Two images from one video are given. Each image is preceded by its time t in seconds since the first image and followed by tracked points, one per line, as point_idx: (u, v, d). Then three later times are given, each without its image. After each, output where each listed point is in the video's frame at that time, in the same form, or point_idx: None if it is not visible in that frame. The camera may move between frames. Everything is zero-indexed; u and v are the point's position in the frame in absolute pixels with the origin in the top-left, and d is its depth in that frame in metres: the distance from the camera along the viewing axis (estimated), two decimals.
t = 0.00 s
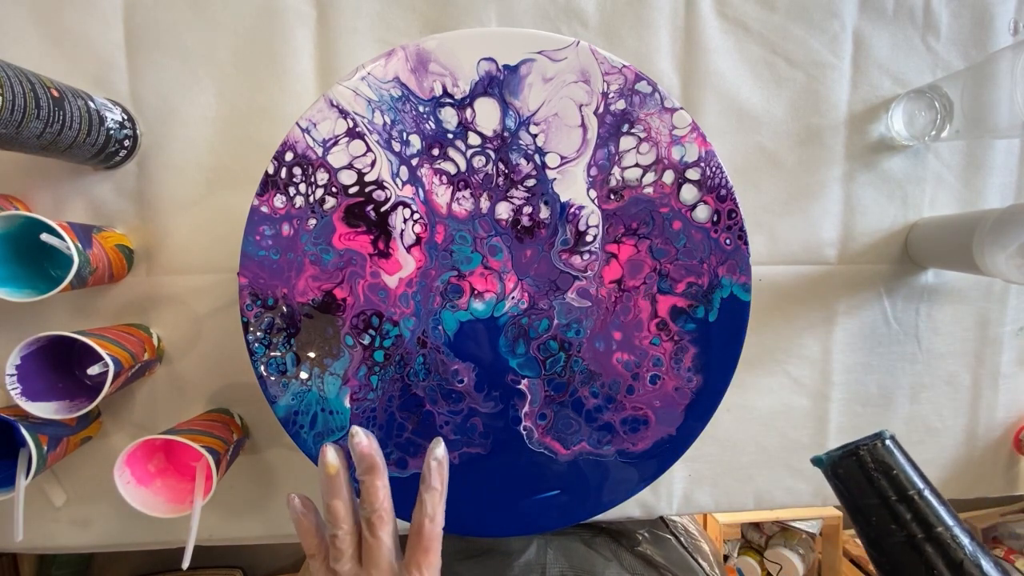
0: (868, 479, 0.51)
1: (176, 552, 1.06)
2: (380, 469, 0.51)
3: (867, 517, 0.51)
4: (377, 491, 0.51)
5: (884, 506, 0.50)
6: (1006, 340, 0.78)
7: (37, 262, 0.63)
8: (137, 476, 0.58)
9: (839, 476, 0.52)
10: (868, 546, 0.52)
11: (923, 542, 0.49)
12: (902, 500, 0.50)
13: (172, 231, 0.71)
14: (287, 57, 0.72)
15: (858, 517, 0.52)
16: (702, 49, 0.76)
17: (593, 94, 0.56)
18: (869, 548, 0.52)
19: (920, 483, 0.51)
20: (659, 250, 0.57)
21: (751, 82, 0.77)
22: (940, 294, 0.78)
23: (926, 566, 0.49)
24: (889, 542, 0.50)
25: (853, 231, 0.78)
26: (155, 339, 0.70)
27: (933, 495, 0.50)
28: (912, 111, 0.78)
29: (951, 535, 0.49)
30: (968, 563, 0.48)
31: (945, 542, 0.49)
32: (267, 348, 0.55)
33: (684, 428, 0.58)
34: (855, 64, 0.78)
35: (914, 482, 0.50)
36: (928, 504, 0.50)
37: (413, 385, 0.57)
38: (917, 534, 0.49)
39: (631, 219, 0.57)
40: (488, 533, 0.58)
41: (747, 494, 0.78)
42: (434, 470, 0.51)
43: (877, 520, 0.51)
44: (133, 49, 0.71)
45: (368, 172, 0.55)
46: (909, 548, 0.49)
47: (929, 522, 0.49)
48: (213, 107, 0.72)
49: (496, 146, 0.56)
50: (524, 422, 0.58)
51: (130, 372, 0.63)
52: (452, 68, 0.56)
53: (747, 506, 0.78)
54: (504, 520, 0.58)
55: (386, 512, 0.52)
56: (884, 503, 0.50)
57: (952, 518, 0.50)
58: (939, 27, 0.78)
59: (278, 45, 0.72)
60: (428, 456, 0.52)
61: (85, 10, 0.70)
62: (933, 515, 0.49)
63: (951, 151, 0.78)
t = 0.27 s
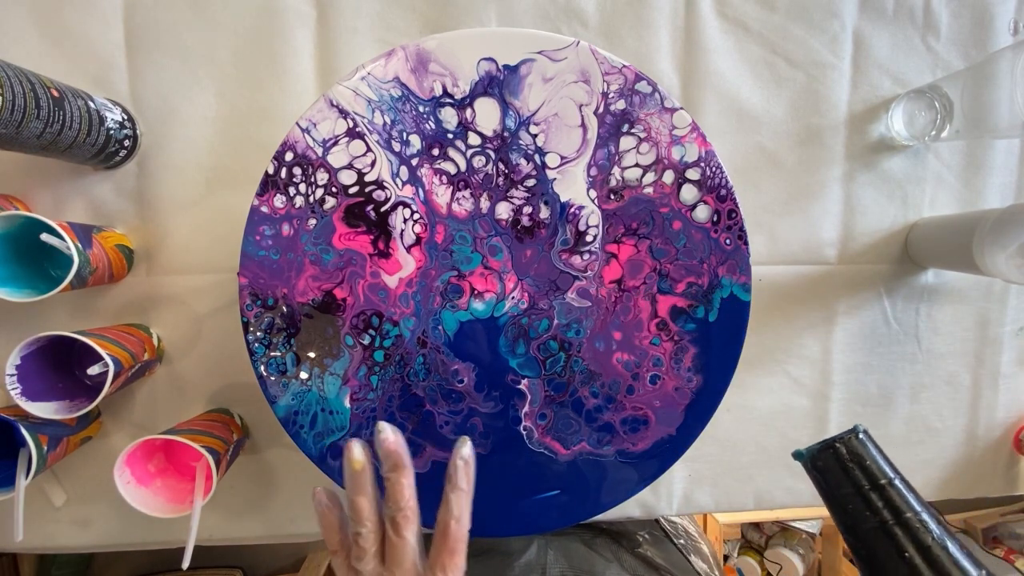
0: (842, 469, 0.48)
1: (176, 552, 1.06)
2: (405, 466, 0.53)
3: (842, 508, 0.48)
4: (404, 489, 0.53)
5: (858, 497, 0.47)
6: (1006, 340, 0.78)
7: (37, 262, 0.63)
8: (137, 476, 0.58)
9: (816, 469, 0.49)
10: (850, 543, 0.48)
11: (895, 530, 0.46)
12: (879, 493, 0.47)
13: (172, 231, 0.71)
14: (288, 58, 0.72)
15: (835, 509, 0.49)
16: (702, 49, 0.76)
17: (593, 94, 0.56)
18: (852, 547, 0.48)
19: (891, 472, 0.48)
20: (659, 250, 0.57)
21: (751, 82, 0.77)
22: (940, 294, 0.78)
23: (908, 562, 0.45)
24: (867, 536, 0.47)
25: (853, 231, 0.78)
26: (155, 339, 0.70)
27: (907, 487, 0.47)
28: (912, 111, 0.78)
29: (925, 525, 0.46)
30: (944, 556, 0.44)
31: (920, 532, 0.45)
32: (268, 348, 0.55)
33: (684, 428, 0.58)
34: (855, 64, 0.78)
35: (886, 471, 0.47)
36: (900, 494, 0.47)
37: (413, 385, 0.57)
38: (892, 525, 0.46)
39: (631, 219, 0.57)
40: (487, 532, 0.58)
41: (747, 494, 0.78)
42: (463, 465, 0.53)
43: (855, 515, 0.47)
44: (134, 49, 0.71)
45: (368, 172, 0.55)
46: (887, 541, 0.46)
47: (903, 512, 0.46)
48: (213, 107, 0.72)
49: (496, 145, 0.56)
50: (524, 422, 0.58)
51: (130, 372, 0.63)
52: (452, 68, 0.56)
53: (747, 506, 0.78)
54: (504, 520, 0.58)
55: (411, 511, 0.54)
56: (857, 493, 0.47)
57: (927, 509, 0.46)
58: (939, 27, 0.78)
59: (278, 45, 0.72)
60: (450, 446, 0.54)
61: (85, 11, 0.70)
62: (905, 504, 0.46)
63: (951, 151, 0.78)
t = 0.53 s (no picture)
0: (799, 439, 0.52)
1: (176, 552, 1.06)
2: (592, 460, 0.57)
3: (800, 475, 0.52)
4: (585, 477, 0.57)
5: (811, 462, 0.51)
6: (1006, 340, 0.78)
7: (37, 262, 0.63)
8: (137, 476, 0.58)
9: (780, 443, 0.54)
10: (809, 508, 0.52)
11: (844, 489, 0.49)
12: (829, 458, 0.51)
13: (172, 231, 0.71)
14: (288, 57, 0.72)
15: (797, 478, 0.53)
16: (702, 49, 0.76)
17: (593, 94, 0.56)
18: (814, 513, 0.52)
19: (843, 441, 0.52)
20: (659, 250, 0.57)
21: (752, 82, 0.77)
22: (940, 294, 0.78)
23: (854, 517, 0.48)
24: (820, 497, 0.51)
25: (853, 231, 0.78)
26: (155, 339, 0.70)
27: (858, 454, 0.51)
28: (912, 111, 0.78)
29: (868, 484, 0.49)
30: (884, 509, 0.48)
31: (863, 489, 0.49)
32: (268, 348, 0.55)
33: (684, 428, 0.58)
34: (855, 64, 0.78)
35: (837, 438, 0.51)
36: (849, 458, 0.50)
37: (413, 385, 0.57)
38: (838, 484, 0.50)
39: (631, 219, 0.57)
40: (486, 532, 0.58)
41: (747, 494, 0.78)
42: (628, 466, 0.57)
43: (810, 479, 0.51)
44: (134, 49, 0.71)
45: (368, 172, 0.55)
46: (835, 500, 0.50)
47: (847, 473, 0.50)
48: (213, 107, 0.72)
49: (496, 146, 0.56)
50: (524, 422, 0.58)
51: (130, 372, 0.63)
52: (452, 68, 0.56)
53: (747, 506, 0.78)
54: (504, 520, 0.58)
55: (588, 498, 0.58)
56: (810, 458, 0.51)
57: (873, 472, 0.50)
58: (939, 27, 0.78)
59: (278, 45, 0.72)
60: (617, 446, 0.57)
61: (85, 11, 0.70)
62: (850, 464, 0.50)
63: (951, 151, 0.78)
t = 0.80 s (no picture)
0: (778, 417, 0.54)
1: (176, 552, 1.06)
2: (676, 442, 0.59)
3: (778, 450, 0.54)
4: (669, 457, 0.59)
5: (790, 438, 0.53)
6: (1006, 340, 0.78)
7: (37, 261, 0.63)
8: (137, 476, 0.58)
9: (762, 420, 0.55)
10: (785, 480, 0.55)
11: (819, 465, 0.52)
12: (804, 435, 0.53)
13: (172, 231, 0.71)
14: (288, 58, 0.72)
15: (774, 452, 0.55)
16: (702, 49, 0.76)
17: (593, 94, 0.56)
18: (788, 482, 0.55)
19: (817, 416, 0.54)
20: (659, 250, 0.57)
21: (751, 82, 0.77)
22: (940, 294, 0.78)
23: (827, 487, 0.51)
24: (797, 472, 0.53)
25: (853, 231, 0.78)
26: (155, 339, 0.70)
27: (829, 427, 0.53)
28: (912, 111, 0.78)
29: (841, 457, 0.52)
30: (855, 481, 0.51)
31: (838, 464, 0.51)
32: (268, 348, 0.55)
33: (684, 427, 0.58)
34: (855, 64, 0.78)
35: (812, 415, 0.53)
36: (823, 433, 0.53)
37: (413, 385, 0.57)
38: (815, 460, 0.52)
39: (631, 219, 0.57)
40: (486, 533, 0.57)
41: (747, 494, 0.78)
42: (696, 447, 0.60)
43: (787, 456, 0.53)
44: (133, 49, 0.71)
45: (368, 172, 0.55)
46: (812, 474, 0.52)
47: (823, 448, 0.52)
48: (212, 107, 0.72)
49: (496, 146, 0.56)
50: (524, 422, 0.58)
51: (130, 372, 0.63)
52: (452, 68, 0.56)
53: (747, 506, 0.78)
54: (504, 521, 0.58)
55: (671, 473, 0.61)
56: (789, 435, 0.53)
57: (843, 444, 0.53)
58: (939, 27, 0.78)
59: (278, 46, 0.72)
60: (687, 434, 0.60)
61: (85, 11, 0.70)
62: (826, 440, 0.52)
63: (951, 151, 0.78)
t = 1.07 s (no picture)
0: (764, 397, 0.53)
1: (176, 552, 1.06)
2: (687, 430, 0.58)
3: (763, 428, 0.54)
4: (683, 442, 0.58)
5: (775, 416, 0.53)
6: (1006, 340, 0.78)
7: (37, 261, 0.63)
8: (137, 476, 0.58)
9: (747, 400, 0.54)
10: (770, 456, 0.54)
11: (803, 441, 0.52)
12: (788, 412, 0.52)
13: (172, 231, 0.71)
14: (288, 58, 0.72)
15: (759, 430, 0.54)
16: (702, 49, 0.76)
17: (593, 94, 0.56)
18: (772, 459, 0.54)
19: (800, 393, 0.53)
20: (659, 250, 0.57)
21: (751, 82, 0.77)
22: (940, 294, 0.78)
23: (811, 462, 0.51)
24: (782, 448, 0.53)
25: (853, 231, 0.78)
26: (155, 339, 0.70)
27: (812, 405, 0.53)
28: (912, 111, 0.78)
29: (824, 432, 0.52)
30: (838, 456, 0.51)
31: (820, 438, 0.51)
32: (268, 348, 0.55)
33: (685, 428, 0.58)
34: (855, 64, 0.78)
35: (796, 393, 0.53)
36: (807, 410, 0.52)
37: (413, 385, 0.57)
38: (800, 436, 0.51)
39: (631, 219, 0.57)
40: (485, 533, 0.57)
41: (747, 494, 0.78)
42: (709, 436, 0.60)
43: (772, 433, 0.53)
44: (133, 49, 0.71)
45: (368, 172, 0.55)
46: (797, 450, 0.52)
47: (807, 425, 0.52)
48: (213, 107, 0.72)
49: (496, 146, 0.56)
50: (524, 422, 0.58)
51: (130, 372, 0.63)
52: (452, 68, 0.56)
53: (746, 506, 0.78)
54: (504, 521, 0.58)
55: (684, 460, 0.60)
56: (774, 413, 0.53)
57: (825, 420, 0.53)
58: (939, 27, 0.78)
59: (278, 46, 0.72)
60: (699, 423, 0.60)
61: (85, 10, 0.70)
62: (810, 417, 0.52)
63: (951, 151, 0.78)
